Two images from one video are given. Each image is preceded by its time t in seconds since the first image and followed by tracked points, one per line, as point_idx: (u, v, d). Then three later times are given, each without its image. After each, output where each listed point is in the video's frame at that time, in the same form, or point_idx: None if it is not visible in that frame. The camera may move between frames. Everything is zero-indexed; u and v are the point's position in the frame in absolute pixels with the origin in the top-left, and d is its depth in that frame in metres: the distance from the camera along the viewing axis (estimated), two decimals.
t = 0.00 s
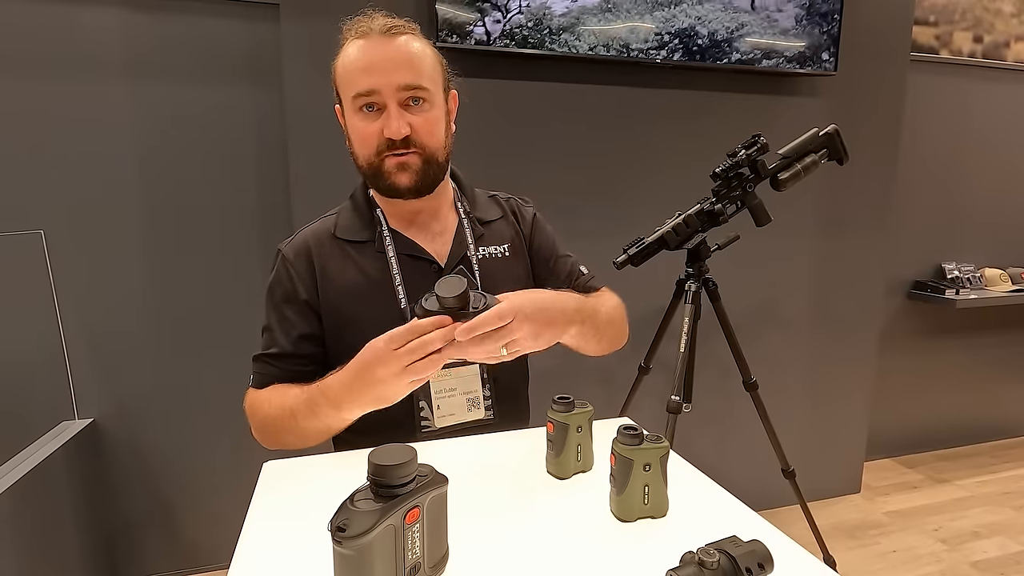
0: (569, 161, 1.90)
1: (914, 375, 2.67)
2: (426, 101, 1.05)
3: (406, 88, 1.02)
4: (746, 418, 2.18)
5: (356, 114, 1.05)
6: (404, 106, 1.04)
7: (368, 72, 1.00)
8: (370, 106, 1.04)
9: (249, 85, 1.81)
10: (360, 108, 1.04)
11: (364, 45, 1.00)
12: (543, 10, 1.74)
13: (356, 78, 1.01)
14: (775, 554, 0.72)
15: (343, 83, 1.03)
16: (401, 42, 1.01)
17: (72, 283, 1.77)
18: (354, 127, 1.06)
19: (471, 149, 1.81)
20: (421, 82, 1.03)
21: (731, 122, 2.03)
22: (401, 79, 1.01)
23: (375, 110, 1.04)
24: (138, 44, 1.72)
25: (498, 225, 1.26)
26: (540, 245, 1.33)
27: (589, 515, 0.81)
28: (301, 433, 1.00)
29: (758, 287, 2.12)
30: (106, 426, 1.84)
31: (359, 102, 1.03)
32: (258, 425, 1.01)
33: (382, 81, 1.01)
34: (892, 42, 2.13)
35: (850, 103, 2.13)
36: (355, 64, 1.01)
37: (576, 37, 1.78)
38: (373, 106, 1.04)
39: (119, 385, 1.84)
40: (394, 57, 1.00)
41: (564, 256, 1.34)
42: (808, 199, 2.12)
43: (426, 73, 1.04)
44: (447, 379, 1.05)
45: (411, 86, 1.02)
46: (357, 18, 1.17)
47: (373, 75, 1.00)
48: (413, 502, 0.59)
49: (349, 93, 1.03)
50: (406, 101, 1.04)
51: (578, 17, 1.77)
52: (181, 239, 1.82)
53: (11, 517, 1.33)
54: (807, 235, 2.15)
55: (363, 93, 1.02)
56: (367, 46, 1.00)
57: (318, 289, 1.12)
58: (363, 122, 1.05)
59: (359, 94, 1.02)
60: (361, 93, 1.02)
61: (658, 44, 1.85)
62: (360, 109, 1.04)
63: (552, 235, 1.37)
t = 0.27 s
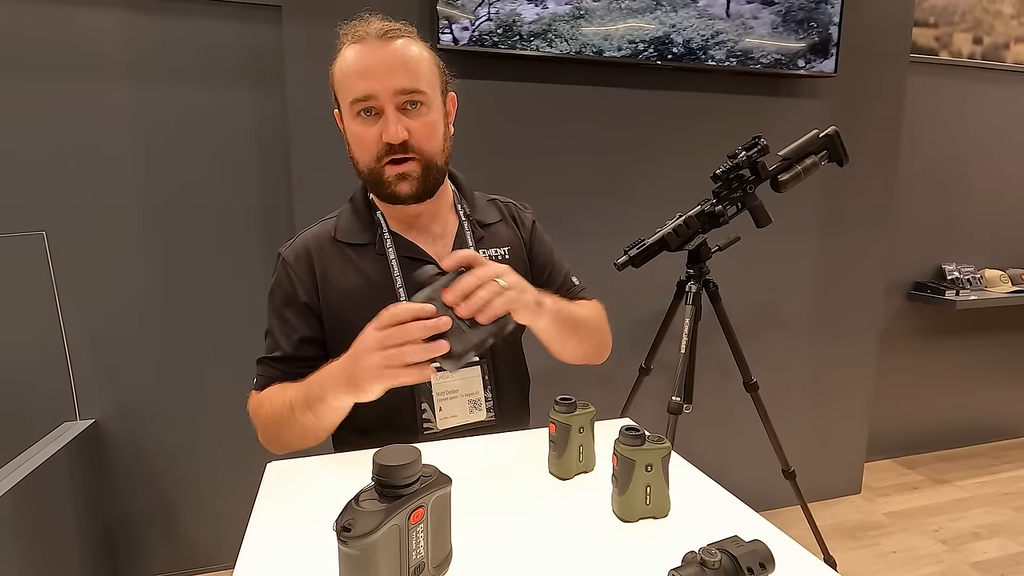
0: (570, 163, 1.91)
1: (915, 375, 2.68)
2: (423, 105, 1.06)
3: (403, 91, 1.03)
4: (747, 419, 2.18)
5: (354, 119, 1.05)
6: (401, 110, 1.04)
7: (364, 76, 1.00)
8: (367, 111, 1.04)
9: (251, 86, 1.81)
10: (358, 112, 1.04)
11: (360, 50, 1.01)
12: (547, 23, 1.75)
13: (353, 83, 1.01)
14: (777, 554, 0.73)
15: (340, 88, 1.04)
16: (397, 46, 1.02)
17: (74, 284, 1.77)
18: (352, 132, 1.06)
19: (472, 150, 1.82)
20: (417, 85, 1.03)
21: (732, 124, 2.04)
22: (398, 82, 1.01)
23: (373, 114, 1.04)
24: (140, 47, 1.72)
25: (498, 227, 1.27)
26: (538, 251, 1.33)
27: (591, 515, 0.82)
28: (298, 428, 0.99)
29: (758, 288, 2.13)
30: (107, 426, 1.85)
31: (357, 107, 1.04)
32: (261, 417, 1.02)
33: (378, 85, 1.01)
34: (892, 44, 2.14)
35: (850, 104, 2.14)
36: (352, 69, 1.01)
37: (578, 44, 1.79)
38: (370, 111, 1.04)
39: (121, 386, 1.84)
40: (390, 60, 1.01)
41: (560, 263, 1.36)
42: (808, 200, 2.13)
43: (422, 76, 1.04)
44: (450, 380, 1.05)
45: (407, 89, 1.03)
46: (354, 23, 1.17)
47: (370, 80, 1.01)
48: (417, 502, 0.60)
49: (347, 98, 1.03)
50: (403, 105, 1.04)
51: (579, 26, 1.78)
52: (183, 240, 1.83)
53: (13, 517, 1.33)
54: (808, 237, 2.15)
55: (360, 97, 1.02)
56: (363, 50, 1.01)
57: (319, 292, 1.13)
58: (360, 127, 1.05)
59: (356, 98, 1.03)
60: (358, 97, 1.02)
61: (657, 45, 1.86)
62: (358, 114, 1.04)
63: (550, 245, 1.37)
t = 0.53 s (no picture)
0: (571, 164, 1.91)
1: (915, 376, 2.68)
2: (433, 108, 1.06)
3: (416, 95, 1.03)
4: (747, 420, 2.18)
5: (364, 122, 1.05)
6: (413, 114, 1.05)
7: (376, 80, 1.01)
8: (378, 114, 1.04)
9: (252, 88, 1.81)
10: (369, 116, 1.04)
11: (371, 53, 1.01)
12: (551, 39, 1.77)
13: (364, 86, 1.01)
14: (779, 557, 0.73)
15: (350, 91, 1.03)
16: (407, 50, 1.02)
17: (74, 285, 1.77)
18: (362, 136, 1.06)
19: (473, 152, 1.82)
20: (429, 89, 1.04)
21: (732, 125, 2.04)
22: (411, 87, 1.02)
23: (384, 118, 1.04)
24: (142, 48, 1.73)
25: (496, 229, 1.27)
26: (535, 253, 1.34)
27: (594, 517, 0.82)
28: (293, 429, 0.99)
29: (758, 289, 2.13)
30: (108, 427, 1.85)
31: (368, 110, 1.03)
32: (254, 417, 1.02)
33: (392, 89, 1.01)
34: (892, 45, 2.14)
35: (851, 105, 2.14)
36: (363, 73, 1.01)
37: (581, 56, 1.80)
38: (381, 114, 1.04)
39: (122, 387, 1.84)
40: (403, 64, 1.01)
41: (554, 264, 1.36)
42: (808, 202, 2.13)
43: (433, 80, 1.05)
44: (450, 382, 1.05)
45: (419, 93, 1.03)
46: (356, 23, 1.17)
47: (382, 84, 1.01)
48: (421, 504, 0.60)
49: (357, 101, 1.03)
50: (414, 108, 1.04)
51: (583, 37, 1.79)
52: (183, 241, 1.83)
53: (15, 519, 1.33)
54: (808, 238, 2.16)
55: (372, 101, 1.02)
56: (374, 54, 1.01)
57: (319, 294, 1.13)
58: (372, 131, 1.05)
59: (367, 102, 1.02)
60: (370, 101, 1.02)
61: (660, 52, 1.86)
62: (369, 117, 1.04)
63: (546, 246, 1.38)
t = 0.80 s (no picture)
0: (572, 165, 1.91)
1: (915, 377, 2.68)
2: (433, 109, 1.06)
3: (416, 94, 1.03)
4: (747, 420, 2.18)
5: (363, 120, 1.04)
6: (413, 113, 1.04)
7: (377, 79, 1.01)
8: (378, 113, 1.04)
9: (252, 88, 1.81)
10: (368, 114, 1.04)
11: (371, 52, 1.01)
12: (551, 46, 1.77)
13: (364, 85, 1.01)
14: (783, 558, 0.73)
15: (349, 89, 1.03)
16: (408, 49, 1.02)
17: (74, 286, 1.77)
18: (360, 135, 1.06)
19: (474, 152, 1.82)
20: (429, 89, 1.04)
21: (733, 127, 2.04)
22: (411, 86, 1.02)
23: (383, 116, 1.04)
24: (143, 49, 1.73)
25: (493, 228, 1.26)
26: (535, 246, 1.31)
27: (599, 518, 0.82)
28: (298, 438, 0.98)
29: (759, 290, 2.13)
30: (108, 428, 1.85)
31: (368, 108, 1.03)
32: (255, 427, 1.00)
33: (392, 88, 1.01)
34: (892, 46, 2.14)
35: (851, 107, 2.14)
36: (363, 71, 1.01)
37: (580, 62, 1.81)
38: (381, 113, 1.04)
39: (122, 387, 1.84)
40: (404, 63, 1.01)
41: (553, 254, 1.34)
42: (809, 203, 2.13)
43: (433, 80, 1.05)
44: (450, 385, 1.05)
45: (419, 93, 1.03)
46: (354, 24, 1.17)
47: (383, 82, 1.01)
48: (425, 506, 0.60)
49: (356, 99, 1.03)
50: (414, 108, 1.04)
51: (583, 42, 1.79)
52: (184, 241, 1.83)
53: (15, 520, 1.33)
54: (808, 239, 2.16)
55: (372, 99, 1.02)
56: (375, 53, 1.01)
57: (319, 297, 1.13)
58: (370, 129, 1.05)
59: (367, 100, 1.02)
60: (370, 99, 1.02)
61: (659, 59, 1.87)
62: (368, 116, 1.04)
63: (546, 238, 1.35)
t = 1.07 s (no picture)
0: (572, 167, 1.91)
1: (915, 378, 2.68)
2: (433, 113, 1.06)
3: (416, 98, 1.03)
4: (748, 422, 2.18)
5: (363, 123, 1.05)
6: (413, 117, 1.04)
7: (377, 82, 1.01)
8: (377, 116, 1.04)
9: (253, 91, 1.81)
10: (368, 117, 1.04)
11: (372, 54, 1.01)
12: (553, 53, 1.78)
13: (365, 87, 1.02)
14: (785, 563, 0.73)
15: (350, 92, 1.04)
16: (410, 52, 1.02)
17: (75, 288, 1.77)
18: (360, 137, 1.06)
19: (475, 155, 1.82)
20: (430, 93, 1.04)
21: (733, 128, 2.05)
22: (412, 89, 1.02)
23: (383, 120, 1.04)
24: (144, 51, 1.73)
25: (495, 228, 1.26)
26: (535, 235, 1.30)
27: (600, 523, 0.82)
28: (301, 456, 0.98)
29: (759, 291, 2.13)
30: (109, 430, 1.85)
31: (368, 111, 1.03)
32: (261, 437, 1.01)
33: (392, 91, 1.01)
34: (892, 48, 2.15)
35: (851, 109, 2.15)
36: (364, 74, 1.01)
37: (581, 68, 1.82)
38: (381, 116, 1.04)
39: (124, 389, 1.84)
40: (405, 67, 1.01)
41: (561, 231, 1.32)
42: (809, 205, 2.13)
43: (434, 84, 1.05)
44: (450, 390, 1.04)
45: (419, 96, 1.03)
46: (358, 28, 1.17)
47: (383, 85, 1.01)
48: (428, 511, 0.60)
49: (357, 101, 1.03)
50: (414, 112, 1.04)
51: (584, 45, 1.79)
52: (184, 244, 1.83)
53: (15, 523, 1.33)
54: (808, 241, 2.16)
55: (372, 102, 1.02)
56: (376, 55, 1.01)
57: (318, 303, 1.12)
58: (369, 132, 1.05)
59: (367, 103, 1.03)
60: (370, 102, 1.02)
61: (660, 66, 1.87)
62: (367, 118, 1.04)
63: (548, 221, 1.34)
